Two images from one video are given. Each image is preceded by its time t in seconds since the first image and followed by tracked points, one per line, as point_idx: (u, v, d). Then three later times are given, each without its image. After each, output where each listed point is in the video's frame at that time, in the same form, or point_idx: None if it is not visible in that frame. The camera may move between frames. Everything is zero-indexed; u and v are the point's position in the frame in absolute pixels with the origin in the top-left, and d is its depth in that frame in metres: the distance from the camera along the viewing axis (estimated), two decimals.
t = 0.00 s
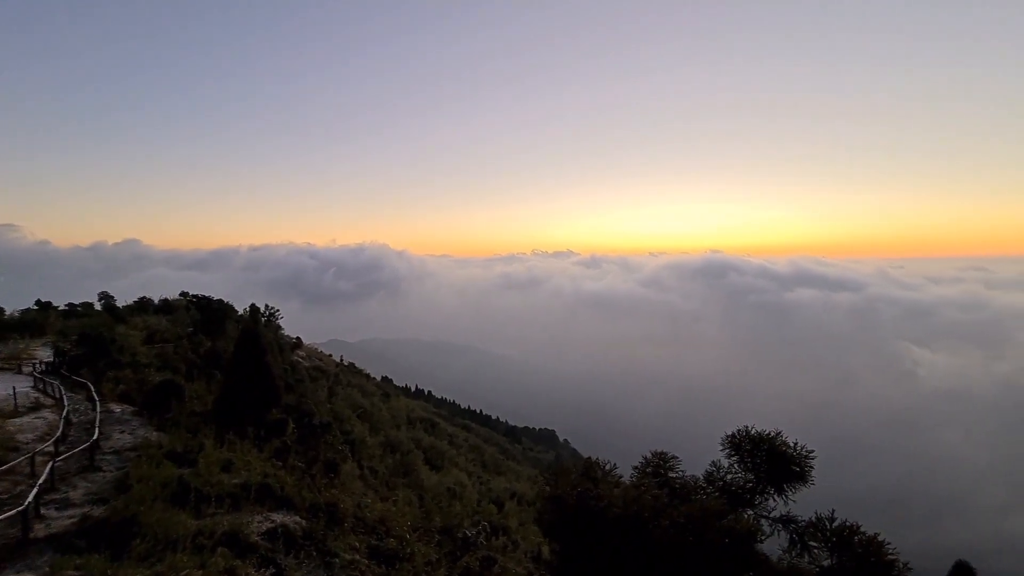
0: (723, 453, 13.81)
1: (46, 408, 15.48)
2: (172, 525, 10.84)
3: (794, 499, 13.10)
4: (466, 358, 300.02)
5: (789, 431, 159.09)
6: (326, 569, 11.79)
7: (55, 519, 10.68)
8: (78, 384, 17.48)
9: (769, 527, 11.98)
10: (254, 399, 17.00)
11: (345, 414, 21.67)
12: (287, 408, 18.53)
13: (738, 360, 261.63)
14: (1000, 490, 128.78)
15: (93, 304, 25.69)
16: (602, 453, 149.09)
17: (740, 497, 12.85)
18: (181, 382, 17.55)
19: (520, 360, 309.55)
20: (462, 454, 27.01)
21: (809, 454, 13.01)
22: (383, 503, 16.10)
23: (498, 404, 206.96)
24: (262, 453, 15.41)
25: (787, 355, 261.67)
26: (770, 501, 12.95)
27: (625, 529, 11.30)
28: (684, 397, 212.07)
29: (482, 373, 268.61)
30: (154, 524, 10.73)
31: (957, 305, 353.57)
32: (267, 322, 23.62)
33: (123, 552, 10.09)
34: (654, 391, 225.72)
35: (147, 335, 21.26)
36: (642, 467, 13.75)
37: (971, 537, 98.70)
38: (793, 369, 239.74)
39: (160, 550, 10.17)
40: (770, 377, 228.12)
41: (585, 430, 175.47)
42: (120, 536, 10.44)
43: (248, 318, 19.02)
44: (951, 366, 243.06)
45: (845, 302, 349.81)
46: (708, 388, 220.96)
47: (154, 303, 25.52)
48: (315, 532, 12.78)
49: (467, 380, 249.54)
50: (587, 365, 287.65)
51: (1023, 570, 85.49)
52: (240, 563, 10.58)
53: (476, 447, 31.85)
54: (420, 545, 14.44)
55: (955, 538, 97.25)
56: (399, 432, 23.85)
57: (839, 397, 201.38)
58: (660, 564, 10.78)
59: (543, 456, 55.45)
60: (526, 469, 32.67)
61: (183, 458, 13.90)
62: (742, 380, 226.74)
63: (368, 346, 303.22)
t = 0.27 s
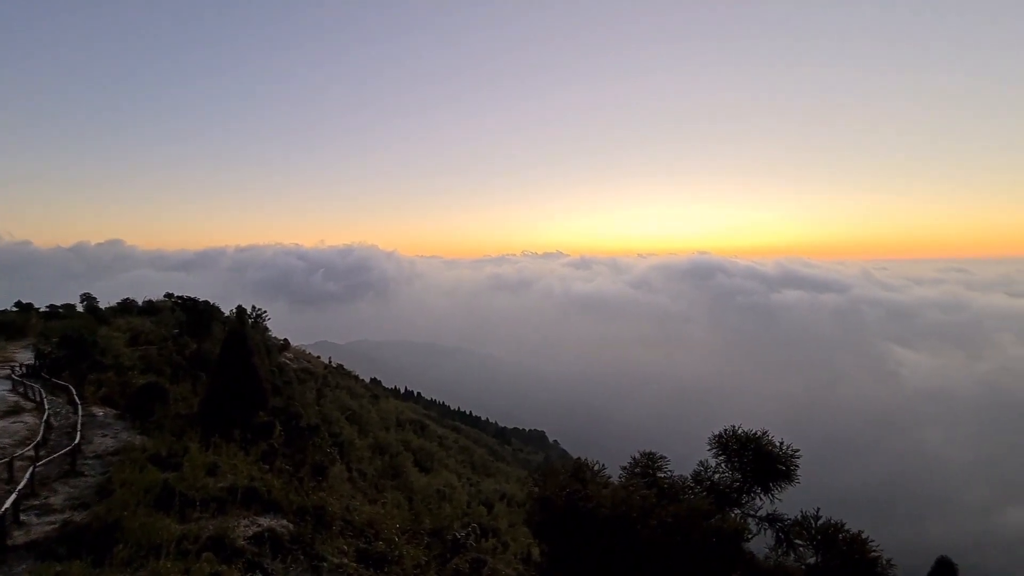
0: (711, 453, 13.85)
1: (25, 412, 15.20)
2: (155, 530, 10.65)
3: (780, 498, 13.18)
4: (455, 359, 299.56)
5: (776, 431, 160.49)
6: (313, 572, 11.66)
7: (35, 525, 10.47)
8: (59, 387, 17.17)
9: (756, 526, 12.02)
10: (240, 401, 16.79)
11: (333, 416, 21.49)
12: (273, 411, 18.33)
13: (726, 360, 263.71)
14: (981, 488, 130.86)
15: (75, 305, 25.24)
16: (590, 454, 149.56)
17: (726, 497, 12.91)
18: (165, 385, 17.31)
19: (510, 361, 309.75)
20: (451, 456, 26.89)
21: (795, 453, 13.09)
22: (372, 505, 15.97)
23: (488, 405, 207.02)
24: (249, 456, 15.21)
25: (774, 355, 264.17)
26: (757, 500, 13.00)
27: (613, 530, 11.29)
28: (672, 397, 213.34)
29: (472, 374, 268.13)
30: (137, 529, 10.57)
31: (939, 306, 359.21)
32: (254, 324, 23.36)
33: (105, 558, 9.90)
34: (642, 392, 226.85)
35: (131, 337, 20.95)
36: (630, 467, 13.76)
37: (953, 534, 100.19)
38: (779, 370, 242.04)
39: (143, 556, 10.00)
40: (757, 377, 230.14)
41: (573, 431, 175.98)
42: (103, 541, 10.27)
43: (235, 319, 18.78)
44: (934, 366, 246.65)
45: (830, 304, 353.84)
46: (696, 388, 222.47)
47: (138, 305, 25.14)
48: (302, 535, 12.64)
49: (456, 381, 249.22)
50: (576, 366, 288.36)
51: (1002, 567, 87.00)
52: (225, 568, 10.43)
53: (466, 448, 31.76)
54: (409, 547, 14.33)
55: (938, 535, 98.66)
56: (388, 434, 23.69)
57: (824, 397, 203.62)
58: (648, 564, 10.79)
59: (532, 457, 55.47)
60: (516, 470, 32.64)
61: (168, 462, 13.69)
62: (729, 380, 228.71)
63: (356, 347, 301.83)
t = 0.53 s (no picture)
0: (700, 452, 13.85)
1: (6, 416, 14.92)
2: (141, 536, 10.49)
3: (768, 497, 13.21)
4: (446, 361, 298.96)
5: (764, 431, 161.55)
6: None
7: (17, 532, 10.25)
8: (42, 390, 16.87)
9: (744, 525, 12.00)
10: (228, 404, 16.59)
11: (323, 418, 21.29)
12: (262, 413, 18.12)
13: (715, 361, 265.40)
14: (965, 486, 132.57)
15: (59, 308, 24.83)
16: (581, 455, 149.89)
17: (716, 497, 12.91)
18: (150, 388, 17.04)
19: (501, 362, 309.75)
20: (443, 458, 26.77)
21: (783, 453, 13.12)
22: (363, 508, 15.82)
23: (478, 407, 206.82)
24: (237, 460, 15.01)
25: (762, 355, 266.29)
26: (745, 500, 13.02)
27: (604, 531, 11.26)
28: (662, 398, 214.33)
29: (462, 376, 267.58)
30: (123, 535, 10.39)
31: (924, 307, 363.76)
32: (242, 326, 23.12)
33: (89, 565, 9.72)
34: (633, 392, 227.73)
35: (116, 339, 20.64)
36: (621, 468, 13.71)
37: (937, 531, 101.38)
38: (768, 370, 243.96)
39: (128, 562, 9.83)
40: (746, 377, 231.81)
41: (564, 432, 176.29)
42: (86, 548, 10.07)
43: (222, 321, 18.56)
44: (919, 366, 249.73)
45: (817, 304, 357.18)
46: (686, 389, 223.61)
47: (123, 307, 24.77)
48: (291, 539, 12.48)
49: (446, 383, 248.71)
50: (567, 367, 288.95)
51: (984, 564, 88.21)
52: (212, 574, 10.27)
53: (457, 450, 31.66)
54: (400, 550, 14.20)
55: (922, 532, 99.78)
56: (378, 437, 23.54)
57: (812, 397, 205.52)
58: (638, 564, 10.77)
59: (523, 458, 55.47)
60: (507, 472, 32.57)
61: (154, 466, 13.48)
62: (718, 382, 230.14)
63: (346, 349, 300.32)
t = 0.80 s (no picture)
0: (689, 453, 13.88)
1: None
2: (126, 541, 10.32)
3: (756, 497, 13.25)
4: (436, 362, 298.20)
5: (752, 431, 162.68)
6: None
7: None
8: (25, 393, 16.58)
9: (733, 525, 12.02)
10: (215, 407, 16.41)
11: (312, 420, 21.11)
12: (250, 416, 17.91)
13: (704, 362, 266.95)
14: (949, 484, 134.25)
15: (43, 309, 24.42)
16: (571, 456, 149.96)
17: (705, 497, 12.92)
18: (135, 390, 16.79)
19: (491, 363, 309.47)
20: (433, 460, 26.65)
21: (770, 453, 13.17)
22: (352, 511, 15.69)
23: (469, 408, 206.45)
24: (224, 463, 14.83)
25: (751, 356, 268.28)
26: (733, 500, 13.06)
27: (594, 531, 11.24)
28: (652, 398, 215.24)
29: (452, 377, 267.07)
30: (107, 540, 10.22)
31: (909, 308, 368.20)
32: (229, 327, 22.86)
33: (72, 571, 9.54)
34: (623, 394, 228.45)
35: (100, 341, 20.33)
36: (611, 469, 13.70)
37: (922, 529, 102.50)
38: (756, 370, 245.78)
39: (111, 568, 9.66)
40: (735, 378, 233.30)
41: (554, 433, 176.44)
42: (69, 554, 9.89)
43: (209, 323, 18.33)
44: (905, 366, 252.79)
45: (805, 306, 360.53)
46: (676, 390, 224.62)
47: (108, 309, 24.42)
48: (280, 543, 12.33)
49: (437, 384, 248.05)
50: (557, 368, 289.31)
51: (968, 561, 89.33)
52: None
53: (448, 452, 31.53)
54: (390, 553, 14.08)
55: (907, 529, 100.88)
56: (368, 439, 23.38)
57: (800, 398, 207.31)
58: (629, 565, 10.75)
59: (514, 459, 55.48)
60: (498, 474, 32.48)
61: (139, 470, 13.28)
62: (708, 383, 231.44)
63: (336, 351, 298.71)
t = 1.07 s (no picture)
0: (676, 453, 13.91)
1: None
2: (107, 546, 10.15)
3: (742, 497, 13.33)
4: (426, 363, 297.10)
5: (740, 431, 163.79)
6: None
7: None
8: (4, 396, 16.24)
9: (719, 525, 12.08)
10: (200, 409, 16.19)
11: (299, 422, 20.91)
12: (236, 418, 17.69)
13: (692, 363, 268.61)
14: (932, 483, 136.09)
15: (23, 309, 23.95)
16: (561, 457, 150.06)
17: (692, 497, 12.95)
18: (117, 392, 16.51)
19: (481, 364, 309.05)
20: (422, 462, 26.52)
21: (756, 453, 13.25)
22: (339, 514, 15.56)
23: (458, 409, 205.90)
24: (208, 466, 14.62)
25: (738, 357, 270.34)
26: (720, 500, 13.12)
27: (582, 532, 11.23)
28: (641, 399, 216.17)
29: (442, 378, 266.27)
30: (89, 546, 10.04)
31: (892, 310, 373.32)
32: (215, 328, 22.58)
33: None
34: (612, 395, 229.07)
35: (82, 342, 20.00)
36: (598, 470, 13.71)
37: (906, 527, 103.75)
38: (744, 371, 247.68)
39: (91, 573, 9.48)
40: (722, 379, 234.92)
41: (544, 434, 176.45)
42: (49, 560, 9.70)
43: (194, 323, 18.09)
44: (889, 367, 256.09)
45: (791, 308, 364.14)
46: (664, 391, 225.68)
47: (90, 309, 24.02)
48: (266, 547, 12.18)
49: (426, 385, 247.15)
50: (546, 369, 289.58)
51: (950, 559, 90.47)
52: None
53: (437, 454, 31.36)
54: (378, 556, 13.96)
55: (892, 529, 102.00)
56: (356, 441, 23.21)
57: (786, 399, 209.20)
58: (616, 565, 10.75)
59: (503, 461, 55.37)
60: (487, 475, 32.40)
61: (122, 473, 13.06)
62: (696, 384, 232.96)
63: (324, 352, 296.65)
